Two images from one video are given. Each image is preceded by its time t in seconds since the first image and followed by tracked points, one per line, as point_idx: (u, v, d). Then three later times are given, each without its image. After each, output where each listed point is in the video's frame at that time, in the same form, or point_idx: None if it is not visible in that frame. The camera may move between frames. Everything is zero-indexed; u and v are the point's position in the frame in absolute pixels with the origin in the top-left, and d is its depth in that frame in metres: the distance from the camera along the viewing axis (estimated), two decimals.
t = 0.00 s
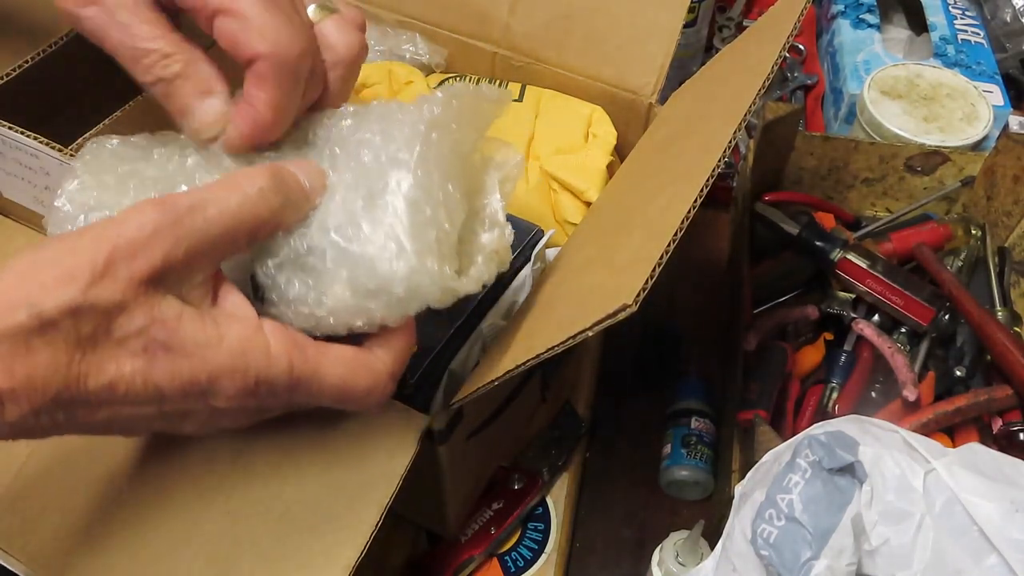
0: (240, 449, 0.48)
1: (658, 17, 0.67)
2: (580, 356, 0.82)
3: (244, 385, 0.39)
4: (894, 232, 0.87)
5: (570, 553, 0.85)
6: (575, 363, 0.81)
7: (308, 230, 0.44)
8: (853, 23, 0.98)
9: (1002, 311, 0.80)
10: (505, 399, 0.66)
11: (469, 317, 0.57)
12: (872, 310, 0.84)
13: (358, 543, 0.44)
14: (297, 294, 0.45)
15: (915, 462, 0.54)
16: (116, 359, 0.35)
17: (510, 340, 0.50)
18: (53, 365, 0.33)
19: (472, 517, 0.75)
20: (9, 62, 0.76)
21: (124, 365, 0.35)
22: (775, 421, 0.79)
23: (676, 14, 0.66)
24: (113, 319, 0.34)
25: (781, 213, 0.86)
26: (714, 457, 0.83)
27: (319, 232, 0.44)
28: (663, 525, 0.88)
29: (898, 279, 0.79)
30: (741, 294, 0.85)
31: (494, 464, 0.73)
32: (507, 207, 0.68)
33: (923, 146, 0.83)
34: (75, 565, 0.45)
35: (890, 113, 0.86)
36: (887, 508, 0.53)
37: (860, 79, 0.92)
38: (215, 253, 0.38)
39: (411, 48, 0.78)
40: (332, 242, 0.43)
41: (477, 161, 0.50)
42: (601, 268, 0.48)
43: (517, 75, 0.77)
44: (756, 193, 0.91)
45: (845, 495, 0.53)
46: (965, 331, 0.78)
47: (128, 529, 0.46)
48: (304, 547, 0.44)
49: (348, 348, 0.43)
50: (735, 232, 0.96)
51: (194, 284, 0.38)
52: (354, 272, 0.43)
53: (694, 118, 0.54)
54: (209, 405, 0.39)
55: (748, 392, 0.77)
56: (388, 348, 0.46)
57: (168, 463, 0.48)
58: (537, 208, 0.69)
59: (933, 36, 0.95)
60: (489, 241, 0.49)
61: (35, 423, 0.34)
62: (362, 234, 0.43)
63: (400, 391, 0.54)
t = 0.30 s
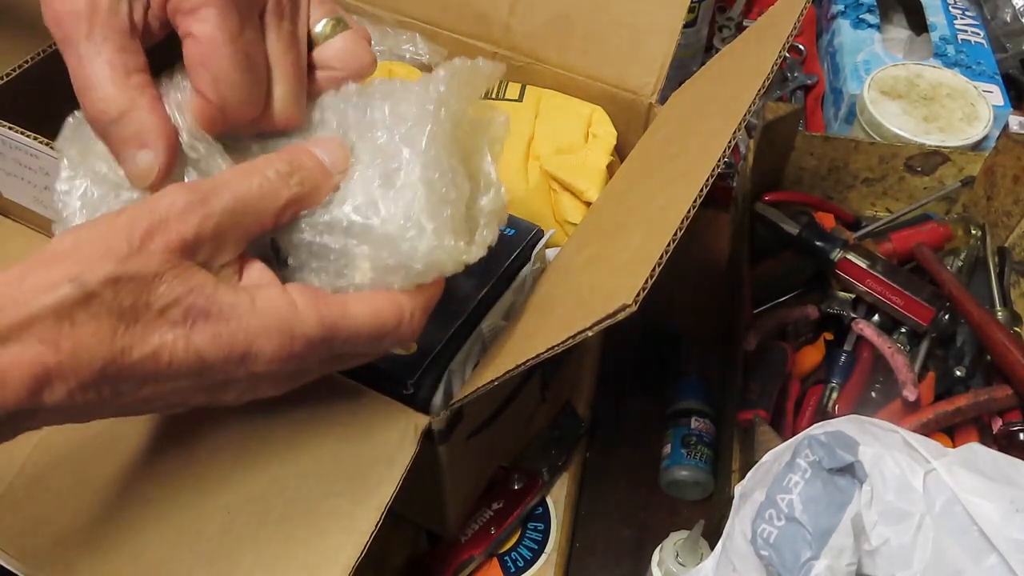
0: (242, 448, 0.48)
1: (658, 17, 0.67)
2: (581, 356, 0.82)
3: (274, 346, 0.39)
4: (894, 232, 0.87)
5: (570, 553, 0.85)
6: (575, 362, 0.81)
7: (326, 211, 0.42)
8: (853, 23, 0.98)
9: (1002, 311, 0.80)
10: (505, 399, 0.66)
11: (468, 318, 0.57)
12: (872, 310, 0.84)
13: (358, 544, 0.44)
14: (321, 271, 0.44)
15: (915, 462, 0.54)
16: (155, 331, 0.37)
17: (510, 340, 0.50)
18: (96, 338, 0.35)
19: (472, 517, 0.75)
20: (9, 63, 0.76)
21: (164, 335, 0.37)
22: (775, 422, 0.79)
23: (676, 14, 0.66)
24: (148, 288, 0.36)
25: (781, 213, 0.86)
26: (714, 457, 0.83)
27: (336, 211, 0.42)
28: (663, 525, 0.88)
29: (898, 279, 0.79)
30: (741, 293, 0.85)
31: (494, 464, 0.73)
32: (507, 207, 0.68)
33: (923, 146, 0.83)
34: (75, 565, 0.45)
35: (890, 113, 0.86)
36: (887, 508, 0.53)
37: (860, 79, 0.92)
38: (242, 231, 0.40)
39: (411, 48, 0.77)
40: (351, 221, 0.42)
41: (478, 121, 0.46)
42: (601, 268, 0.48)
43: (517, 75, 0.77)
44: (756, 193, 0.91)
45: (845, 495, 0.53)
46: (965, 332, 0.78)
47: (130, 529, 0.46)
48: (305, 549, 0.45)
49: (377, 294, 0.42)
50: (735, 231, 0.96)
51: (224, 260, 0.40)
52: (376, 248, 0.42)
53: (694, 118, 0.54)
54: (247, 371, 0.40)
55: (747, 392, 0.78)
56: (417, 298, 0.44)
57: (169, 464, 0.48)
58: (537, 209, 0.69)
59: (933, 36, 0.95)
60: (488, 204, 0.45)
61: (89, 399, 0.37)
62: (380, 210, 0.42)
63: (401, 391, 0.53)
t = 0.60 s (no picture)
0: (244, 447, 0.49)
1: (657, 18, 0.67)
2: (581, 355, 0.82)
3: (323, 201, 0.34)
4: (894, 233, 0.87)
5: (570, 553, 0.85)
6: (575, 361, 0.81)
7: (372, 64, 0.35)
8: (853, 23, 0.98)
9: (1002, 311, 0.80)
10: (505, 399, 0.66)
11: (470, 317, 0.58)
12: (872, 310, 0.84)
13: (357, 544, 0.45)
14: (355, 131, 0.37)
15: (915, 462, 0.54)
16: (183, 196, 0.33)
17: (510, 340, 0.50)
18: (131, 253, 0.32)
19: (472, 517, 0.75)
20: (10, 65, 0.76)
21: (195, 199, 0.33)
22: (775, 422, 0.79)
23: (675, 14, 0.66)
24: (172, 144, 0.32)
25: (781, 213, 0.86)
26: (714, 457, 0.83)
27: (364, 56, 0.35)
28: (663, 525, 0.88)
29: (898, 279, 0.80)
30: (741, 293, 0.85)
31: (494, 464, 0.73)
32: (507, 207, 0.68)
33: (923, 146, 0.83)
34: (75, 565, 0.45)
35: (890, 113, 0.86)
36: (887, 509, 0.53)
37: (860, 79, 0.92)
38: (269, 88, 0.34)
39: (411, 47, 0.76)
40: (381, 65, 0.34)
41: None
42: (601, 269, 0.48)
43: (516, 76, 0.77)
44: (756, 193, 0.91)
45: (845, 495, 0.53)
46: (966, 332, 0.78)
47: (131, 528, 0.46)
48: (306, 549, 0.45)
49: (421, 146, 0.35)
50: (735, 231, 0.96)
51: (253, 119, 0.34)
52: (411, 91, 0.34)
53: (694, 118, 0.54)
54: (292, 238, 0.35)
55: (747, 392, 0.78)
56: (467, 145, 0.36)
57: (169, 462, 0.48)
58: (538, 209, 0.68)
59: (933, 36, 0.95)
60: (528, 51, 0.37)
61: (123, 275, 0.35)
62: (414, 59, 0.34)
63: (401, 391, 0.54)
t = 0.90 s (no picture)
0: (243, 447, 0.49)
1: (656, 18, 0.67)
2: (581, 354, 0.82)
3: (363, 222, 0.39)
4: (895, 233, 0.87)
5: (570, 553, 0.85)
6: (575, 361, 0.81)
7: None
8: (853, 23, 0.98)
9: (1002, 311, 0.80)
10: (505, 399, 0.66)
11: (469, 316, 0.58)
12: (872, 310, 0.84)
13: (359, 544, 0.45)
14: None
15: (915, 462, 0.54)
16: (257, 130, 0.32)
17: (510, 339, 0.50)
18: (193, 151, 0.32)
19: (472, 517, 0.75)
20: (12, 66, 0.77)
21: (271, 138, 0.32)
22: (775, 422, 0.79)
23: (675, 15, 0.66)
24: (245, 78, 0.32)
25: (781, 213, 0.86)
26: (714, 457, 0.83)
27: None
28: (663, 525, 0.88)
29: (898, 279, 0.80)
30: (741, 293, 0.85)
31: (494, 464, 0.73)
32: (507, 208, 0.68)
33: (923, 146, 0.83)
34: (77, 565, 0.46)
35: (890, 113, 0.86)
36: (887, 509, 0.53)
37: (860, 79, 0.92)
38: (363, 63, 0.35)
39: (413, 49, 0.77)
40: None
41: None
42: (602, 268, 0.47)
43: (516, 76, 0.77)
44: (756, 193, 0.91)
45: (845, 495, 0.53)
46: (965, 332, 0.78)
47: (133, 529, 0.46)
48: (307, 549, 0.45)
49: None
50: (735, 231, 0.96)
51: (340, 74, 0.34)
52: None
53: (693, 118, 0.54)
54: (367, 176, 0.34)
55: (748, 391, 0.78)
56: None
57: (169, 462, 0.48)
58: (538, 210, 0.68)
59: (932, 36, 0.95)
60: None
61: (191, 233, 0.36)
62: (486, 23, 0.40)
63: (401, 391, 0.54)
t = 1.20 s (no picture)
0: (245, 450, 0.49)
1: (655, 18, 0.67)
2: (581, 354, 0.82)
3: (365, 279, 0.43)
4: (894, 233, 0.87)
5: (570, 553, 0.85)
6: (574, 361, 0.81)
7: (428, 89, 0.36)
8: (853, 22, 0.98)
9: (1002, 311, 0.80)
10: (505, 399, 0.66)
11: (469, 317, 0.58)
12: (872, 310, 0.84)
13: (358, 544, 0.44)
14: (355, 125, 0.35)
15: (915, 462, 0.54)
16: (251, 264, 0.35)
17: (510, 338, 0.50)
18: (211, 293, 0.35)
19: (472, 517, 0.75)
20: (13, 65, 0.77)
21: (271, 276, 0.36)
22: (775, 422, 0.79)
23: (675, 14, 0.66)
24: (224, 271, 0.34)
25: (781, 213, 0.86)
26: (714, 457, 0.83)
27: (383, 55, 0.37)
28: (663, 525, 0.88)
29: (898, 279, 0.80)
30: (740, 292, 0.85)
31: (494, 463, 0.73)
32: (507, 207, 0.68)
33: (923, 146, 0.83)
34: (75, 564, 0.45)
35: (890, 113, 0.86)
36: (887, 508, 0.53)
37: (860, 79, 0.92)
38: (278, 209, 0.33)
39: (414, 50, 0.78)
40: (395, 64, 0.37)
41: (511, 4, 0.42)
42: (601, 267, 0.47)
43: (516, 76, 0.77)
44: (756, 193, 0.91)
45: (845, 495, 0.53)
46: (965, 332, 0.78)
47: (131, 528, 0.46)
48: (306, 548, 0.45)
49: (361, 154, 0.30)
50: (734, 231, 0.96)
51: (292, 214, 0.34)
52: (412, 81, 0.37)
53: (692, 118, 0.54)
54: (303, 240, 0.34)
55: (747, 392, 0.78)
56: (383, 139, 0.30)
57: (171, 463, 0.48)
58: (538, 209, 0.68)
59: (932, 36, 0.95)
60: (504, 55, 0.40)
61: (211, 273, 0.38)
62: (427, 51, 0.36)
63: (401, 391, 0.54)
